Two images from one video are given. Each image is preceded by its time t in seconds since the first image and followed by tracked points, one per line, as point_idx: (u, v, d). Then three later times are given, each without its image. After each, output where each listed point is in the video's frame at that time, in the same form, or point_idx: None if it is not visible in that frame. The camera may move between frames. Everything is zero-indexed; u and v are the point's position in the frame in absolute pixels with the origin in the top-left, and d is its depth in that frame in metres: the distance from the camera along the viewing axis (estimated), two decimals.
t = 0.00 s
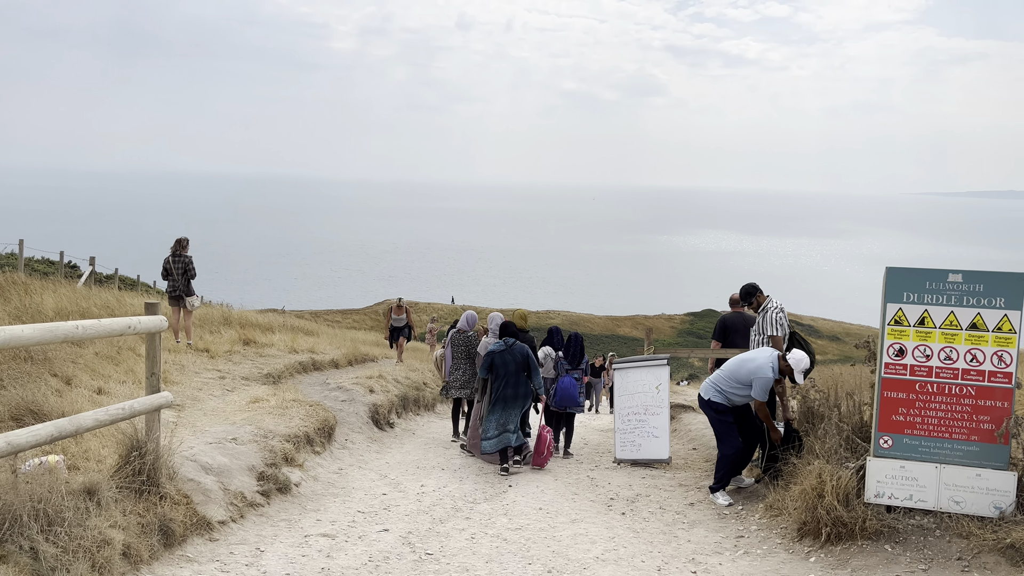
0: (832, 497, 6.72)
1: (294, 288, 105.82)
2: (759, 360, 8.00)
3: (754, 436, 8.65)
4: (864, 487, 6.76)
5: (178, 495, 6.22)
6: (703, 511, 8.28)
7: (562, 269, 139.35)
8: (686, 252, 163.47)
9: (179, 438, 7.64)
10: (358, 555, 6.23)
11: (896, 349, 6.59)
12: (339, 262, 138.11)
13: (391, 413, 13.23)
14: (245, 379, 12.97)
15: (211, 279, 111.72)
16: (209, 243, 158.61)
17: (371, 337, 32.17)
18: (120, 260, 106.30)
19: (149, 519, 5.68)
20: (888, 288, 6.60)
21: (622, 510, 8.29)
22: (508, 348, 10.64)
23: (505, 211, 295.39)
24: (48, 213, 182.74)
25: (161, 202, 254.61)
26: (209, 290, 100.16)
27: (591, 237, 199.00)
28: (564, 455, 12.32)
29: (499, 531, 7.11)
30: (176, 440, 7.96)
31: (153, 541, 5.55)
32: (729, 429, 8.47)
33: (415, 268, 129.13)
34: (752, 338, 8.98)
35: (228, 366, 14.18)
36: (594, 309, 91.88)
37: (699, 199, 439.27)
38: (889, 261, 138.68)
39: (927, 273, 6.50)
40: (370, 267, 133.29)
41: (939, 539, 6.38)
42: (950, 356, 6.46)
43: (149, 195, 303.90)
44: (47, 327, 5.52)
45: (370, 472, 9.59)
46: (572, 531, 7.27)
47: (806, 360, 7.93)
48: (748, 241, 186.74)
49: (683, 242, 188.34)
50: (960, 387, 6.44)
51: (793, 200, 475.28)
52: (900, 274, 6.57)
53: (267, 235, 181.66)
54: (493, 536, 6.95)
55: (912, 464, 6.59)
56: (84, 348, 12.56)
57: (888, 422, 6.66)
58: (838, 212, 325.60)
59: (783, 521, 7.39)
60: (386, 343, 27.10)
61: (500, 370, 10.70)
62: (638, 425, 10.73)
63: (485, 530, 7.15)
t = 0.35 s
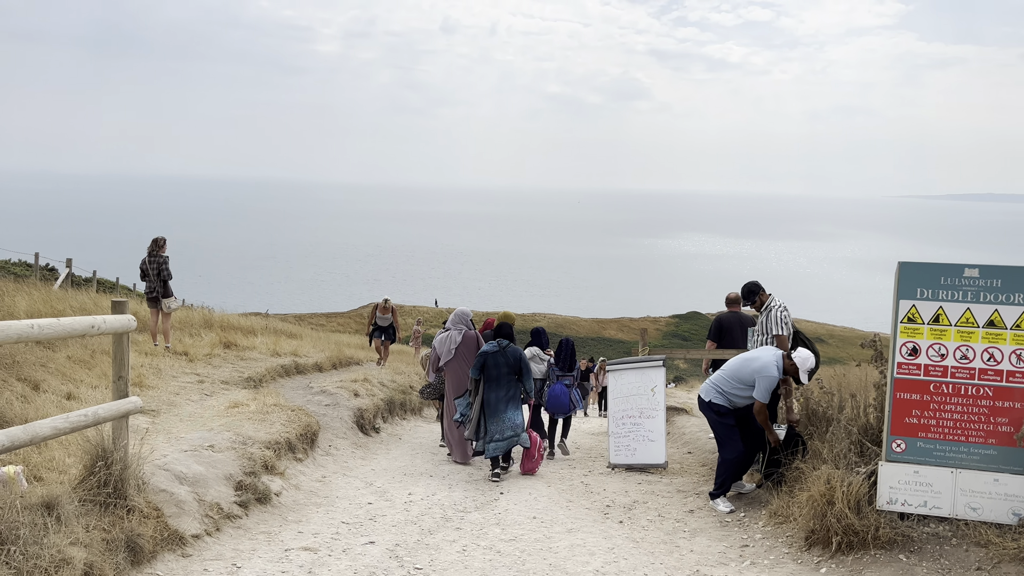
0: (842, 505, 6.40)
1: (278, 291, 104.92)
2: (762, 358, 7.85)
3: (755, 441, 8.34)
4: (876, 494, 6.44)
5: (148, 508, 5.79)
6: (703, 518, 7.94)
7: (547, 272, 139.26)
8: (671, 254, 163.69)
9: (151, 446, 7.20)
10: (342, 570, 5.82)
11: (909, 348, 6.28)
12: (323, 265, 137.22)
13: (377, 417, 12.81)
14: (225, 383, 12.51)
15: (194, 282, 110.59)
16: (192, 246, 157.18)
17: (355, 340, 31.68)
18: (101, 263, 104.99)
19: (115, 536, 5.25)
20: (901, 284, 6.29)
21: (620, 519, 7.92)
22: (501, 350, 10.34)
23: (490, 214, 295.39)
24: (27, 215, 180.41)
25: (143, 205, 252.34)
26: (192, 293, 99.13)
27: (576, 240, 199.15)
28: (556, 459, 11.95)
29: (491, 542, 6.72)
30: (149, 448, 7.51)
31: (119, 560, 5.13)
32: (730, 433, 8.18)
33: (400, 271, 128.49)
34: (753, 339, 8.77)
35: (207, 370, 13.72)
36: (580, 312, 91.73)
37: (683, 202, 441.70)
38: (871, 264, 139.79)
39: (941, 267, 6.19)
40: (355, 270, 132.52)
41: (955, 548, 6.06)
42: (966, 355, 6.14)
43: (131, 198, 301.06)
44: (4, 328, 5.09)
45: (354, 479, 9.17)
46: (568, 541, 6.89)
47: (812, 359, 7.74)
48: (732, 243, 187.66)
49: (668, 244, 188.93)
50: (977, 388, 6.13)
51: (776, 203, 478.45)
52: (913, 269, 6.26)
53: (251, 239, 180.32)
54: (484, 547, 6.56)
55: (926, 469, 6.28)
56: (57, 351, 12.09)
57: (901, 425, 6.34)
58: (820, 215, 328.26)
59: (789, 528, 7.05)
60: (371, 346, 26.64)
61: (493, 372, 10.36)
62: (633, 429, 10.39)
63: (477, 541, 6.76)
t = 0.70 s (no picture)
0: (833, 509, 6.14)
1: (250, 295, 103.58)
2: (746, 357, 7.61)
3: (739, 442, 8.10)
4: (867, 497, 6.21)
5: (98, 522, 5.39)
6: (687, 523, 7.67)
7: (522, 274, 139.08)
8: (646, 257, 164.29)
9: (106, 455, 6.78)
10: None
11: (900, 347, 6.07)
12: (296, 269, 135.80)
13: (349, 422, 12.41)
14: (191, 387, 12.05)
15: (164, 286, 108.83)
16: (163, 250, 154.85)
17: (328, 344, 31.16)
18: (68, 266, 102.94)
19: (58, 554, 4.84)
20: (891, 280, 6.07)
21: (602, 525, 7.62)
22: (480, 352, 10.17)
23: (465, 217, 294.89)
24: None
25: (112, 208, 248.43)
26: (162, 297, 97.45)
27: (552, 243, 199.27)
28: (534, 464, 11.64)
29: (468, 554, 6.38)
30: (104, 457, 7.08)
31: None
32: (713, 435, 7.94)
33: (375, 274, 127.56)
34: (737, 338, 8.55)
35: (173, 374, 13.23)
36: (556, 314, 91.62)
37: (657, 205, 444.22)
38: (842, 266, 141.36)
39: (933, 262, 5.98)
40: (329, 273, 131.33)
41: (949, 553, 5.83)
42: (959, 353, 5.93)
43: (100, 200, 296.31)
44: None
45: (325, 487, 8.79)
46: (549, 551, 6.56)
47: (798, 358, 7.52)
48: (706, 246, 188.86)
49: (642, 246, 189.75)
50: (971, 387, 5.91)
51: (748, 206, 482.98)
52: (904, 264, 6.04)
53: (223, 242, 178.16)
54: (461, 559, 6.22)
55: (918, 471, 6.06)
56: (12, 355, 11.54)
57: (893, 426, 6.11)
58: (792, 218, 331.89)
59: (776, 533, 6.80)
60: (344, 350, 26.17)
61: (474, 374, 10.24)
62: (614, 431, 10.10)
63: (453, 553, 6.41)
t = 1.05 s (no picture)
0: (807, 513, 5.94)
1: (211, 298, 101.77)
2: (715, 356, 7.42)
3: (708, 444, 7.89)
4: (842, 500, 6.02)
5: (23, 541, 5.00)
6: (657, 529, 7.44)
7: (488, 275, 138.79)
8: (611, 258, 164.93)
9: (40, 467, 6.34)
10: None
11: (875, 344, 5.88)
12: (259, 271, 133.85)
13: (308, 428, 12.00)
14: (141, 393, 11.54)
15: (122, 289, 106.45)
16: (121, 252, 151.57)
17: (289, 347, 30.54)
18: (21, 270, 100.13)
19: None
20: (865, 276, 5.88)
21: (569, 533, 7.34)
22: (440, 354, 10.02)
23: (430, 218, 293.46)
24: None
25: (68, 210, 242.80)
26: (119, 300, 95.28)
27: (517, 245, 199.28)
28: (499, 468, 11.33)
29: (429, 566, 6.05)
30: (37, 469, 6.63)
31: None
32: (682, 436, 7.72)
33: (339, 276, 126.27)
34: (705, 337, 8.34)
35: (122, 379, 12.68)
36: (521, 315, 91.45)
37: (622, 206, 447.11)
38: (803, 266, 143.46)
39: (908, 257, 5.80)
40: (292, 275, 129.67)
41: (927, 556, 5.64)
42: (934, 350, 5.77)
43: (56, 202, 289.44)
44: None
45: (280, 497, 8.40)
46: (514, 562, 6.27)
47: (768, 357, 7.33)
48: (669, 247, 190.43)
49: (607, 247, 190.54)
50: (946, 385, 5.75)
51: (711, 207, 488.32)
52: (879, 260, 5.85)
53: (183, 244, 175.03)
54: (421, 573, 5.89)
55: (894, 472, 5.87)
56: None
57: (867, 426, 5.93)
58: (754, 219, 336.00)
59: (748, 538, 6.58)
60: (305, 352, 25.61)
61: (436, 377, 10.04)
62: (581, 434, 9.84)
63: (413, 566, 6.08)
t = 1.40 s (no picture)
0: (772, 518, 5.70)
1: (163, 300, 99.37)
2: (677, 356, 7.19)
3: (668, 446, 7.65)
4: (807, 504, 5.80)
5: None
6: (616, 536, 7.16)
7: (447, 276, 138.13)
8: (571, 258, 165.17)
9: None
10: None
11: (839, 343, 5.67)
12: (212, 272, 131.24)
13: (254, 435, 11.49)
14: (76, 400, 10.93)
15: (69, 291, 103.39)
16: (69, 253, 147.31)
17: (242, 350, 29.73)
18: None
19: None
20: (829, 271, 5.67)
21: (525, 542, 7.02)
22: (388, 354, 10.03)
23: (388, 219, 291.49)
24: None
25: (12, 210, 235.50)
26: (66, 302, 92.44)
27: (476, 245, 198.76)
28: (455, 473, 10.96)
29: None
30: None
31: None
32: (642, 438, 7.47)
33: (296, 277, 124.47)
34: (665, 336, 8.09)
35: (57, 386, 12.03)
36: (481, 316, 91.09)
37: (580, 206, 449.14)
38: (758, 266, 145.54)
39: (872, 251, 5.60)
40: (247, 276, 127.36)
41: (894, 561, 5.45)
42: (900, 348, 5.58)
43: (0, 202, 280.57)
44: None
45: (220, 509, 7.94)
46: None
47: (730, 356, 7.12)
48: (628, 246, 191.81)
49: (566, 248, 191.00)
50: (912, 383, 5.56)
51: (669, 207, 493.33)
52: (843, 254, 5.64)
53: (134, 245, 170.80)
54: None
55: (859, 474, 5.67)
56: None
57: (832, 427, 5.72)
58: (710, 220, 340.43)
59: (712, 544, 6.33)
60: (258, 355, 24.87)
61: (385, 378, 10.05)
62: (538, 437, 9.54)
63: None
